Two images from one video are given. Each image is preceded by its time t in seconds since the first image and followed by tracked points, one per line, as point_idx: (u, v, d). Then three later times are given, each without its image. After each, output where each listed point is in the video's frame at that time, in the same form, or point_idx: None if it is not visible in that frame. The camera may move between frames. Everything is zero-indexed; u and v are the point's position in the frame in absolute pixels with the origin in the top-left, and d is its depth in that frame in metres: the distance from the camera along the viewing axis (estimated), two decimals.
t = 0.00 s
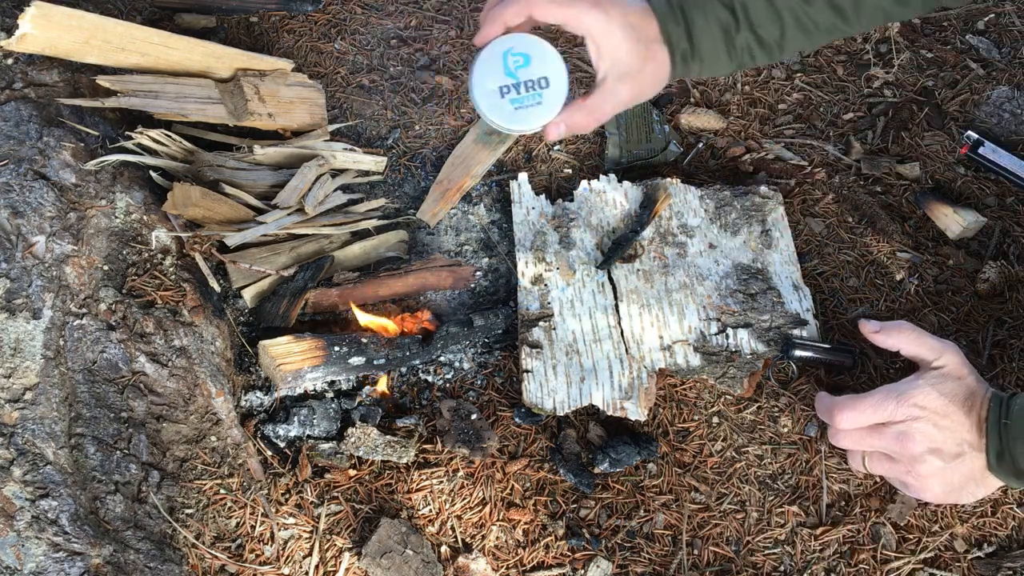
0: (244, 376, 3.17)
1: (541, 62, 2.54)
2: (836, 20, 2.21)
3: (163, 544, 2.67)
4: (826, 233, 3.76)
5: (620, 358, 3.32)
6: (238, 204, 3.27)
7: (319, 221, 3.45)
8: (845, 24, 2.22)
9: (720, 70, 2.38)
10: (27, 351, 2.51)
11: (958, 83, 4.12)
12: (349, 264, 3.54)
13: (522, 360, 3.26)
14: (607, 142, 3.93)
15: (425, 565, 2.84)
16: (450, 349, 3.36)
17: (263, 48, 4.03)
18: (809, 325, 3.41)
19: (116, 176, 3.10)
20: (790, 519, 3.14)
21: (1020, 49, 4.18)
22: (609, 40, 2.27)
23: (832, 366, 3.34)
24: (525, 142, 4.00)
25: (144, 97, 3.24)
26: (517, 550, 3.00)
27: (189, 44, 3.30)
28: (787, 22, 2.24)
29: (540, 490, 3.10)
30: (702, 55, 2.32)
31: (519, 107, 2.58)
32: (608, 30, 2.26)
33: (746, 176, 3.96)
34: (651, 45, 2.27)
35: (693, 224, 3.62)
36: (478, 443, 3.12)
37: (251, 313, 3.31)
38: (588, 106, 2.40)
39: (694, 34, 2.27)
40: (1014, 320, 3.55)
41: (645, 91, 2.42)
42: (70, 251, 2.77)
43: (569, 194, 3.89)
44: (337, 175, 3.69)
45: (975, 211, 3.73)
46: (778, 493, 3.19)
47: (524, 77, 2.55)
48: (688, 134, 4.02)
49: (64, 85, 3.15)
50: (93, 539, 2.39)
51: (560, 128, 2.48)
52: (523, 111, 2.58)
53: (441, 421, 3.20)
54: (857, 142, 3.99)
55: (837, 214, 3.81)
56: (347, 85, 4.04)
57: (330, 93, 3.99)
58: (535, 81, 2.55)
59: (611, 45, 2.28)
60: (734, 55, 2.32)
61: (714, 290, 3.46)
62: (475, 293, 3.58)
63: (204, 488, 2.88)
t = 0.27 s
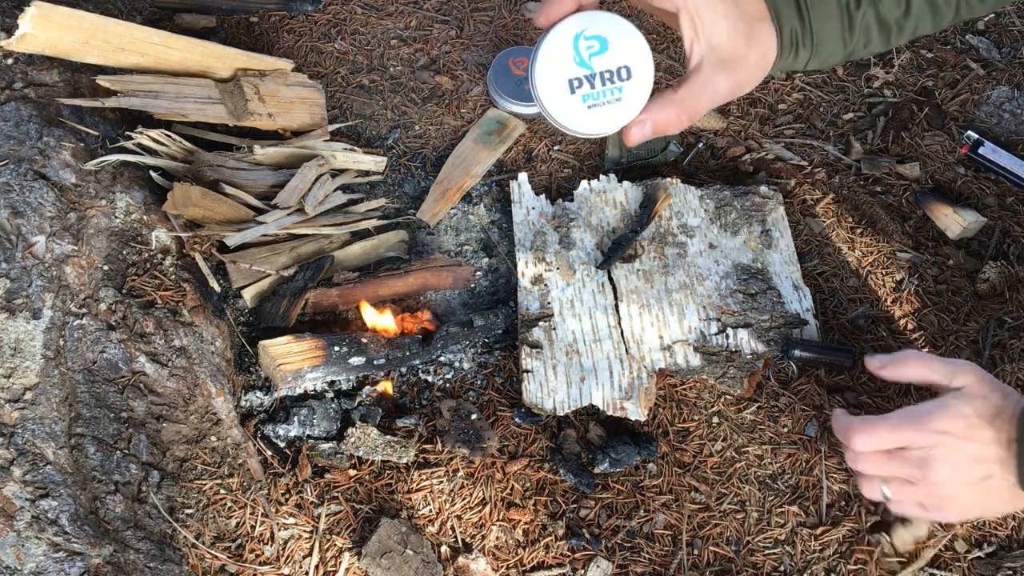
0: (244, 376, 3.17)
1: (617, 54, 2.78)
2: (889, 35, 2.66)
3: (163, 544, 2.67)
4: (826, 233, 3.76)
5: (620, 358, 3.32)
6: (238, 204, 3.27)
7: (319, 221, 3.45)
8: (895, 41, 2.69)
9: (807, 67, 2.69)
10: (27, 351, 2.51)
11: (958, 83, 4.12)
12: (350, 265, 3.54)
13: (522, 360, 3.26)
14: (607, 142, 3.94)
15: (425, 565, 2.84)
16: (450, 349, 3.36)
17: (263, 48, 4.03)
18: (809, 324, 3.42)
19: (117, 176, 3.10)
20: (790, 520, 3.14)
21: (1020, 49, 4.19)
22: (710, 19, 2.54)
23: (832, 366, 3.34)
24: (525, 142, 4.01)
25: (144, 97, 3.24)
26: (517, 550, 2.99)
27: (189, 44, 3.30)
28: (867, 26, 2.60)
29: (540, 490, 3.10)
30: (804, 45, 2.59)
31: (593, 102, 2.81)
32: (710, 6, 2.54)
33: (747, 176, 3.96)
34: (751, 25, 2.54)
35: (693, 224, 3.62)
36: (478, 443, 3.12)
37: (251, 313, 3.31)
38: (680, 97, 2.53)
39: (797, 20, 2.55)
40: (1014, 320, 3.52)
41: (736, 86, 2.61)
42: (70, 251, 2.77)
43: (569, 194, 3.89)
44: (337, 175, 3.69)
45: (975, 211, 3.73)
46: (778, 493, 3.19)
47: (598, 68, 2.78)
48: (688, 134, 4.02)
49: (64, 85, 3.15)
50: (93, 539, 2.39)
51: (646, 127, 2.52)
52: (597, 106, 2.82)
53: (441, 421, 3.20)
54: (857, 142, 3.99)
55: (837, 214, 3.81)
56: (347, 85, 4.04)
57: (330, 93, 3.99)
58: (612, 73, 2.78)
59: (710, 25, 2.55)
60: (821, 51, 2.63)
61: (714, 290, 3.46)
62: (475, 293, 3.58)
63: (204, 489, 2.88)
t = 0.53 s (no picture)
0: (244, 376, 3.17)
1: (625, 80, 2.74)
2: (910, 65, 2.53)
3: (163, 543, 2.67)
4: (826, 233, 3.76)
5: (620, 358, 3.32)
6: (238, 204, 3.27)
7: (319, 221, 3.45)
8: (917, 72, 2.56)
9: (825, 95, 2.58)
10: (27, 351, 2.51)
11: (958, 83, 4.12)
12: (350, 264, 3.54)
13: (522, 360, 3.26)
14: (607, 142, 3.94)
15: (425, 565, 2.84)
16: (450, 349, 3.36)
17: (263, 47, 4.03)
18: (809, 325, 3.42)
19: (117, 176, 3.10)
20: (790, 519, 3.14)
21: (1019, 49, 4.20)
22: (727, 42, 2.46)
23: (832, 367, 3.34)
24: (525, 142, 4.01)
25: (144, 97, 3.23)
26: (517, 550, 2.99)
27: (189, 44, 3.30)
28: (890, 55, 2.48)
29: (540, 490, 3.10)
30: (824, 72, 2.49)
31: (597, 129, 2.77)
32: (727, 31, 2.45)
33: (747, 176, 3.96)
34: (768, 52, 2.45)
35: (693, 224, 3.62)
36: (478, 443, 3.13)
37: (251, 313, 3.32)
38: (688, 129, 2.50)
39: (815, 47, 2.44)
40: (1014, 320, 3.54)
41: (750, 114, 2.56)
42: (70, 251, 2.77)
43: (569, 194, 3.89)
44: (337, 175, 3.69)
45: (975, 211, 3.73)
46: (778, 493, 3.19)
47: (604, 96, 2.74)
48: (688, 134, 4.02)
49: (63, 85, 3.15)
50: (93, 539, 2.39)
51: (652, 158, 2.54)
52: (601, 134, 2.77)
53: (441, 421, 3.20)
54: (857, 142, 3.99)
55: (837, 214, 3.81)
56: (347, 85, 4.04)
57: (330, 92, 3.99)
58: (619, 102, 2.74)
59: (727, 51, 2.47)
60: (839, 80, 2.52)
61: (714, 290, 3.46)
62: (475, 293, 3.58)
63: (204, 489, 2.87)
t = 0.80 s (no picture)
0: (244, 376, 3.18)
1: (630, 89, 2.70)
2: (917, 78, 2.49)
3: (163, 544, 2.66)
4: (826, 233, 3.76)
5: (620, 358, 3.32)
6: (237, 204, 3.26)
7: (319, 221, 3.45)
8: (922, 86, 2.52)
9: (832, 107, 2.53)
10: (27, 351, 2.51)
11: (958, 83, 4.13)
12: (349, 264, 3.54)
13: (522, 360, 3.26)
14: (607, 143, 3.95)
15: (425, 565, 2.84)
16: (450, 349, 3.36)
17: (263, 47, 4.03)
18: (809, 325, 3.41)
19: (116, 176, 3.10)
20: (790, 519, 3.14)
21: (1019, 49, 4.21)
22: (734, 53, 2.45)
23: (832, 368, 3.33)
24: (525, 143, 4.02)
25: (144, 97, 3.24)
26: (517, 550, 2.99)
27: (189, 44, 3.31)
28: (897, 67, 2.45)
29: (540, 490, 3.10)
30: (831, 83, 2.45)
31: (600, 138, 2.73)
32: (735, 41, 2.43)
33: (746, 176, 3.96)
34: (775, 62, 2.43)
35: (693, 224, 3.62)
36: (478, 443, 3.13)
37: (251, 313, 3.32)
38: (691, 137, 2.51)
39: (822, 58, 2.41)
40: (1015, 320, 3.54)
41: (755, 125, 2.55)
42: (70, 251, 2.77)
43: (569, 194, 3.89)
44: (337, 175, 3.69)
45: (975, 211, 3.73)
46: (778, 493, 3.19)
47: (609, 105, 2.71)
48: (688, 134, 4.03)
49: (64, 85, 3.15)
50: (92, 539, 2.39)
51: (655, 166, 2.58)
52: (604, 143, 2.74)
53: (441, 421, 3.20)
54: (857, 142, 3.99)
55: (837, 214, 3.80)
56: (347, 85, 4.04)
57: (330, 92, 3.99)
58: (623, 111, 2.71)
59: (733, 62, 2.46)
60: (847, 91, 2.48)
61: (714, 290, 3.46)
62: (475, 293, 3.58)
63: (204, 488, 2.88)
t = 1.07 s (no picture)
0: (244, 376, 3.18)
1: (612, 118, 2.60)
2: (896, 104, 2.48)
3: (163, 544, 2.66)
4: (826, 233, 3.76)
5: (620, 358, 3.32)
6: (237, 204, 3.26)
7: (319, 221, 3.45)
8: (901, 112, 2.51)
9: (811, 135, 2.55)
10: (27, 351, 2.51)
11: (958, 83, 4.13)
12: (349, 264, 3.54)
13: (522, 360, 3.26)
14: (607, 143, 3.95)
15: (425, 565, 2.83)
16: (450, 349, 3.36)
17: (263, 47, 4.03)
18: (809, 325, 3.41)
19: (116, 176, 3.09)
20: (790, 519, 3.14)
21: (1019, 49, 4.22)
22: (711, 84, 2.42)
23: (832, 368, 3.33)
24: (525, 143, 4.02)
25: (144, 97, 3.23)
26: (517, 550, 2.99)
27: (189, 44, 3.31)
28: (874, 96, 2.45)
29: (540, 490, 3.10)
30: (808, 112, 2.46)
31: (581, 167, 2.64)
32: (713, 73, 2.40)
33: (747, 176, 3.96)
34: (753, 93, 2.42)
35: (693, 224, 3.62)
36: (478, 443, 3.13)
37: (251, 313, 3.32)
38: (668, 166, 2.46)
39: (798, 88, 2.43)
40: (1015, 320, 3.54)
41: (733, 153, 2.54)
42: (70, 251, 2.77)
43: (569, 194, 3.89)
44: (337, 175, 3.69)
45: (975, 211, 3.73)
46: (778, 493, 3.19)
47: (590, 134, 2.61)
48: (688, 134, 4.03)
49: (63, 85, 3.15)
50: (93, 539, 2.39)
51: (635, 196, 2.52)
52: (585, 172, 2.65)
53: (441, 421, 3.20)
54: (857, 142, 4.00)
55: (837, 214, 3.81)
56: (347, 85, 4.04)
57: (330, 92, 3.99)
58: (604, 140, 2.61)
59: (712, 93, 2.43)
60: (825, 120, 2.48)
61: (714, 290, 3.46)
62: (475, 293, 3.58)
63: (204, 489, 2.87)
